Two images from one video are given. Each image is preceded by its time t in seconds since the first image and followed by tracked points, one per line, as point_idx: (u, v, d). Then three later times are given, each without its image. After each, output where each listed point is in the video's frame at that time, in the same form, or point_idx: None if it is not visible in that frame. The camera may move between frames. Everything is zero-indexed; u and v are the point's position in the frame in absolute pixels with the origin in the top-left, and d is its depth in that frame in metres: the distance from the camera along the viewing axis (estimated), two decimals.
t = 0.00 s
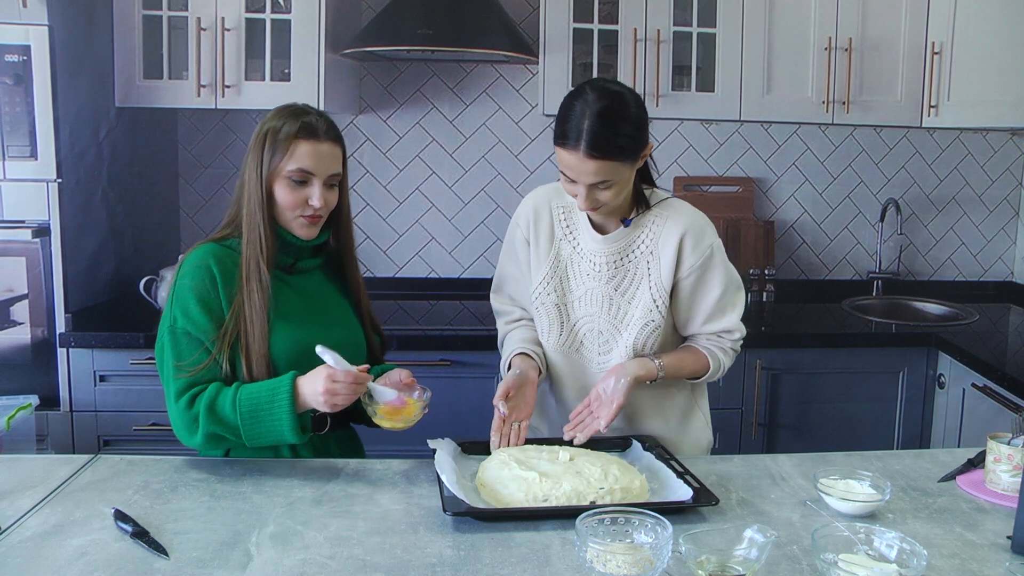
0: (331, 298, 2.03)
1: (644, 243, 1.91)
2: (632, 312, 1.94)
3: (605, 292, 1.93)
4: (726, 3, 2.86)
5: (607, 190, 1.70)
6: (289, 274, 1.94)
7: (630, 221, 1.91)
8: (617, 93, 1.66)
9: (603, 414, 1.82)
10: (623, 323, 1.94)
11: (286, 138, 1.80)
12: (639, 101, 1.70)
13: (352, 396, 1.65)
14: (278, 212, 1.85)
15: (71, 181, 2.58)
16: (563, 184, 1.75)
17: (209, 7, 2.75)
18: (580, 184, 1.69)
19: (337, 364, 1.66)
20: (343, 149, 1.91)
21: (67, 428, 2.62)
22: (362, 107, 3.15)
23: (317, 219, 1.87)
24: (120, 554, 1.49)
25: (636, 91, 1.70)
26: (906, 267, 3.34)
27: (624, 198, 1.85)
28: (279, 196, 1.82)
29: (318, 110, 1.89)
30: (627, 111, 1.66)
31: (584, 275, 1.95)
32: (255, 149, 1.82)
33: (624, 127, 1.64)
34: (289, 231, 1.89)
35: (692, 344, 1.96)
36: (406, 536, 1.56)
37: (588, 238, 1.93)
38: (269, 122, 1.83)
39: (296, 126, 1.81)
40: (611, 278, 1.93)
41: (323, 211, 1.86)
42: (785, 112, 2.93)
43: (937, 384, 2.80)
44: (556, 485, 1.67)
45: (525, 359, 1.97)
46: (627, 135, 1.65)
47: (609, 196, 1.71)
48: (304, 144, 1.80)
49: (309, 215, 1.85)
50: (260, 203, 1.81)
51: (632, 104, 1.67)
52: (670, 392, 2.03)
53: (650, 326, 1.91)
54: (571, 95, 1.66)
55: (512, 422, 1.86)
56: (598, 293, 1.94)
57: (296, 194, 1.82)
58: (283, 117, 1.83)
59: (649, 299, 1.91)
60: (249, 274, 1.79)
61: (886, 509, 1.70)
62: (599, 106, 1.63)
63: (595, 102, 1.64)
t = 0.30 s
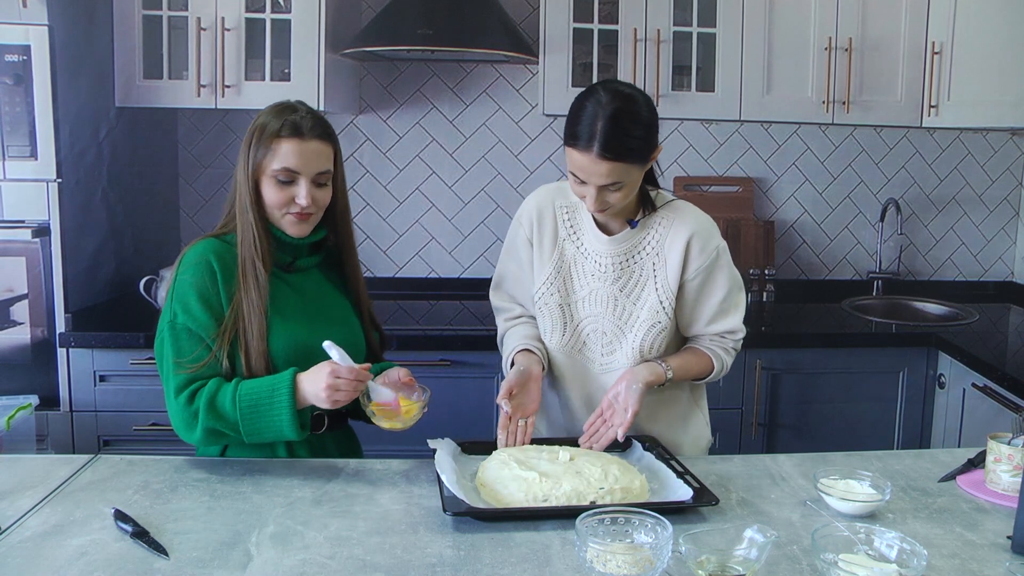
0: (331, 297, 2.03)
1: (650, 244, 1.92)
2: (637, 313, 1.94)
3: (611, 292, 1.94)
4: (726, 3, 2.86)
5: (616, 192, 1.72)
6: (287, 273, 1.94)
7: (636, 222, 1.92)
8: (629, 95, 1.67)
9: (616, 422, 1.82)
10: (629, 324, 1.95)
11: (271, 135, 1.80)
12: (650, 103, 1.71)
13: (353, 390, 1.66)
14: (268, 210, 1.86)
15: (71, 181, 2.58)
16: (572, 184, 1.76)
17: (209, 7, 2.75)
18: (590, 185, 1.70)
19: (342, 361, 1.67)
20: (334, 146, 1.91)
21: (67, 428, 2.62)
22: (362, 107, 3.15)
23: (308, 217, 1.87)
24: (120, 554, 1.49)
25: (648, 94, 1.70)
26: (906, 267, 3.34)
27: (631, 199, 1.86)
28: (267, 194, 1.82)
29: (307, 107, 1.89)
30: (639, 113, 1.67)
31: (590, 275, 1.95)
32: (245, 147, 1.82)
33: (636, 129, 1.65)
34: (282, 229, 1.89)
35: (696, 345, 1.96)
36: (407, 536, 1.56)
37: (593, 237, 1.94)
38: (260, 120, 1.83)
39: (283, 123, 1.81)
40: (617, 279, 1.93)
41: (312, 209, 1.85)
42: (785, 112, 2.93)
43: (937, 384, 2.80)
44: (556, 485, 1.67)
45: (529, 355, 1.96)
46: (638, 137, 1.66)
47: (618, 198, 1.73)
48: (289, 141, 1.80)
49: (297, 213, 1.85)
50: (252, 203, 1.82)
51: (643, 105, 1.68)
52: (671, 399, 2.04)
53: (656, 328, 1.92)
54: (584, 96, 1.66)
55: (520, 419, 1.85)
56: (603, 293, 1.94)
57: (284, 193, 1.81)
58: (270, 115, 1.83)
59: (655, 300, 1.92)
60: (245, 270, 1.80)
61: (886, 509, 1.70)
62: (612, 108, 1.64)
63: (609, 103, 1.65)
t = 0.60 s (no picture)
0: (333, 298, 2.02)
1: (653, 245, 1.91)
2: (639, 313, 1.93)
3: (614, 292, 1.93)
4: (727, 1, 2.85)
5: (624, 191, 1.70)
6: (288, 272, 1.93)
7: (640, 222, 1.91)
8: (638, 94, 1.67)
9: (612, 431, 1.82)
10: (631, 324, 1.94)
11: (277, 132, 1.79)
12: (658, 103, 1.71)
13: (348, 390, 1.65)
14: (272, 209, 1.85)
15: (69, 180, 2.57)
16: (579, 184, 1.75)
17: (207, 6, 2.74)
18: (598, 183, 1.69)
19: (336, 360, 1.67)
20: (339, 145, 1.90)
21: (65, 428, 2.61)
22: (361, 105, 3.14)
23: (312, 216, 1.86)
24: (118, 555, 1.48)
25: (656, 93, 1.71)
26: (909, 267, 3.33)
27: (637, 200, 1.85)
28: (272, 192, 1.81)
29: (310, 104, 1.88)
30: (649, 112, 1.67)
31: (592, 275, 1.94)
32: (248, 143, 1.81)
33: (646, 128, 1.65)
34: (285, 229, 1.88)
35: (693, 350, 1.96)
36: (406, 537, 1.55)
37: (596, 237, 1.93)
38: (263, 117, 1.82)
39: (287, 121, 1.80)
40: (620, 279, 1.92)
41: (317, 208, 1.84)
42: (787, 111, 2.91)
43: (940, 384, 2.79)
44: (557, 486, 1.66)
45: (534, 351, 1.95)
46: (649, 136, 1.66)
47: (626, 197, 1.71)
48: (295, 139, 1.79)
49: (302, 212, 1.84)
50: (253, 201, 1.80)
51: (652, 105, 1.68)
52: (671, 404, 2.02)
53: (659, 329, 1.91)
54: (593, 95, 1.67)
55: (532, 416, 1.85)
56: (606, 293, 1.93)
57: (289, 192, 1.80)
58: (274, 112, 1.82)
59: (657, 300, 1.91)
60: (245, 270, 1.78)
61: (889, 510, 1.69)
62: (622, 105, 1.64)
63: (619, 101, 1.65)
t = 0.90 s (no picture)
0: (332, 297, 1.97)
1: (657, 244, 1.87)
2: (643, 313, 1.89)
3: (617, 291, 1.88)
4: None
5: (629, 191, 1.67)
6: (285, 272, 1.89)
7: (644, 219, 1.88)
8: (643, 92, 1.64)
9: (619, 434, 1.76)
10: (634, 325, 1.89)
11: (280, 129, 1.75)
12: (663, 100, 1.67)
13: (345, 392, 1.61)
14: (273, 207, 1.80)
15: (58, 177, 2.53)
16: (583, 183, 1.71)
17: None
18: (603, 183, 1.66)
19: (330, 361, 1.63)
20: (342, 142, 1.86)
21: (54, 431, 2.57)
22: (358, 101, 3.10)
23: (315, 215, 1.83)
24: (109, 561, 1.44)
25: (661, 90, 1.67)
26: (918, 266, 3.29)
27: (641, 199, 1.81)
28: (274, 190, 1.77)
29: (312, 100, 1.84)
30: (654, 110, 1.63)
31: (594, 274, 1.90)
32: (249, 139, 1.77)
33: (652, 126, 1.62)
34: (287, 228, 1.84)
35: (696, 350, 1.92)
36: (404, 542, 1.51)
37: (599, 236, 1.88)
38: (265, 112, 1.77)
39: (291, 117, 1.75)
40: (623, 278, 1.88)
41: (320, 206, 1.81)
42: (793, 107, 2.87)
43: (950, 386, 2.74)
44: (557, 489, 1.62)
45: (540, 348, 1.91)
46: (655, 135, 1.62)
47: (631, 196, 1.68)
48: (298, 136, 1.75)
49: (306, 211, 1.81)
50: (253, 198, 1.76)
51: (657, 102, 1.65)
52: (674, 406, 1.98)
53: (662, 329, 1.87)
54: (597, 93, 1.63)
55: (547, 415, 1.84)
56: (609, 292, 1.89)
57: (293, 190, 1.77)
58: (275, 108, 1.77)
59: (661, 300, 1.87)
60: (239, 269, 1.73)
61: (897, 514, 1.64)
62: (627, 104, 1.60)
63: (624, 99, 1.61)
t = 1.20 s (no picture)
0: (328, 298, 1.92)
1: (662, 244, 1.82)
2: (648, 314, 1.84)
3: (622, 292, 1.84)
4: None
5: (636, 191, 1.64)
6: (280, 273, 1.83)
7: (648, 218, 1.83)
8: (649, 90, 1.60)
9: (625, 439, 1.73)
10: (639, 326, 1.85)
11: (278, 126, 1.70)
12: (669, 97, 1.63)
13: (341, 400, 1.56)
14: (270, 206, 1.76)
15: (45, 173, 2.48)
16: (587, 183, 1.67)
17: None
18: (609, 183, 1.62)
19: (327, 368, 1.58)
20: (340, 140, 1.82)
21: (41, 435, 2.52)
22: (355, 97, 3.05)
23: (313, 214, 1.79)
24: (98, 568, 1.40)
25: (667, 88, 1.63)
26: (929, 265, 3.23)
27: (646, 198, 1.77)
28: (272, 190, 1.73)
29: (311, 97, 1.80)
30: (661, 109, 1.59)
31: (598, 275, 1.85)
32: (245, 137, 1.72)
33: (660, 126, 1.58)
34: (283, 228, 1.79)
35: (700, 351, 1.87)
36: (402, 548, 1.46)
37: (603, 236, 1.83)
38: (262, 109, 1.73)
39: (289, 113, 1.71)
40: (627, 278, 1.83)
41: (318, 206, 1.76)
42: (800, 102, 2.82)
43: (962, 389, 2.69)
44: (559, 494, 1.57)
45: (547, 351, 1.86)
46: (663, 135, 1.58)
47: (638, 197, 1.65)
48: (297, 133, 1.71)
49: (303, 211, 1.76)
50: (249, 197, 1.71)
51: (664, 100, 1.61)
52: (679, 408, 1.93)
53: (668, 330, 1.82)
54: (603, 90, 1.59)
55: (559, 418, 1.78)
56: (613, 293, 1.84)
57: (291, 188, 1.72)
58: (273, 105, 1.72)
59: (667, 301, 1.82)
60: (232, 270, 1.68)
61: (908, 520, 1.59)
62: (634, 103, 1.56)
63: (630, 98, 1.57)
